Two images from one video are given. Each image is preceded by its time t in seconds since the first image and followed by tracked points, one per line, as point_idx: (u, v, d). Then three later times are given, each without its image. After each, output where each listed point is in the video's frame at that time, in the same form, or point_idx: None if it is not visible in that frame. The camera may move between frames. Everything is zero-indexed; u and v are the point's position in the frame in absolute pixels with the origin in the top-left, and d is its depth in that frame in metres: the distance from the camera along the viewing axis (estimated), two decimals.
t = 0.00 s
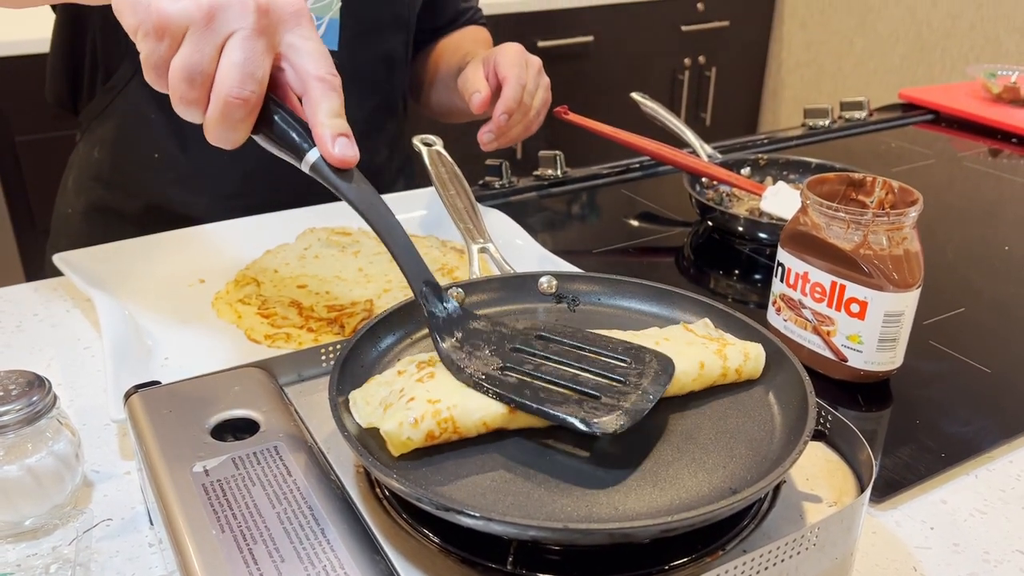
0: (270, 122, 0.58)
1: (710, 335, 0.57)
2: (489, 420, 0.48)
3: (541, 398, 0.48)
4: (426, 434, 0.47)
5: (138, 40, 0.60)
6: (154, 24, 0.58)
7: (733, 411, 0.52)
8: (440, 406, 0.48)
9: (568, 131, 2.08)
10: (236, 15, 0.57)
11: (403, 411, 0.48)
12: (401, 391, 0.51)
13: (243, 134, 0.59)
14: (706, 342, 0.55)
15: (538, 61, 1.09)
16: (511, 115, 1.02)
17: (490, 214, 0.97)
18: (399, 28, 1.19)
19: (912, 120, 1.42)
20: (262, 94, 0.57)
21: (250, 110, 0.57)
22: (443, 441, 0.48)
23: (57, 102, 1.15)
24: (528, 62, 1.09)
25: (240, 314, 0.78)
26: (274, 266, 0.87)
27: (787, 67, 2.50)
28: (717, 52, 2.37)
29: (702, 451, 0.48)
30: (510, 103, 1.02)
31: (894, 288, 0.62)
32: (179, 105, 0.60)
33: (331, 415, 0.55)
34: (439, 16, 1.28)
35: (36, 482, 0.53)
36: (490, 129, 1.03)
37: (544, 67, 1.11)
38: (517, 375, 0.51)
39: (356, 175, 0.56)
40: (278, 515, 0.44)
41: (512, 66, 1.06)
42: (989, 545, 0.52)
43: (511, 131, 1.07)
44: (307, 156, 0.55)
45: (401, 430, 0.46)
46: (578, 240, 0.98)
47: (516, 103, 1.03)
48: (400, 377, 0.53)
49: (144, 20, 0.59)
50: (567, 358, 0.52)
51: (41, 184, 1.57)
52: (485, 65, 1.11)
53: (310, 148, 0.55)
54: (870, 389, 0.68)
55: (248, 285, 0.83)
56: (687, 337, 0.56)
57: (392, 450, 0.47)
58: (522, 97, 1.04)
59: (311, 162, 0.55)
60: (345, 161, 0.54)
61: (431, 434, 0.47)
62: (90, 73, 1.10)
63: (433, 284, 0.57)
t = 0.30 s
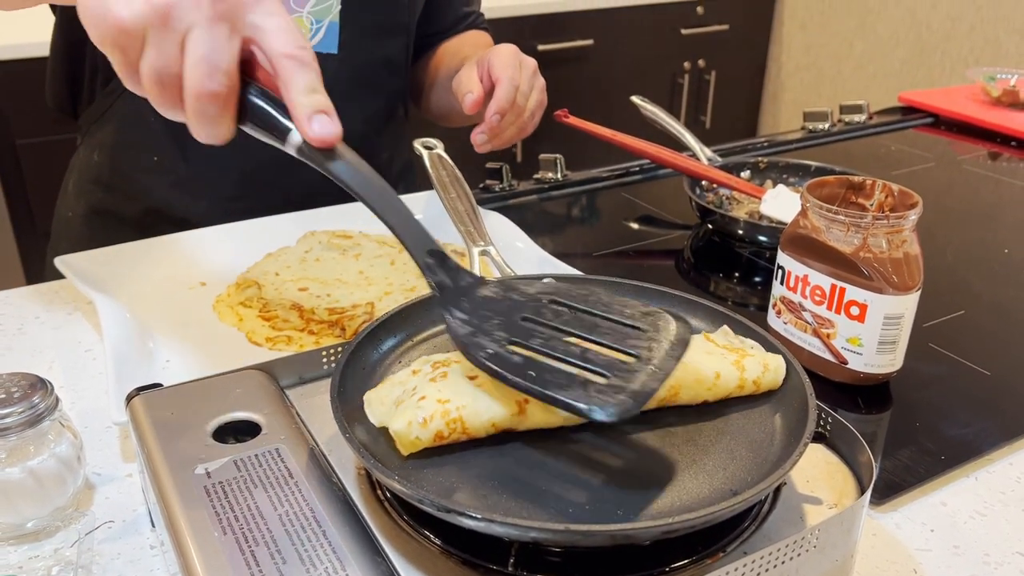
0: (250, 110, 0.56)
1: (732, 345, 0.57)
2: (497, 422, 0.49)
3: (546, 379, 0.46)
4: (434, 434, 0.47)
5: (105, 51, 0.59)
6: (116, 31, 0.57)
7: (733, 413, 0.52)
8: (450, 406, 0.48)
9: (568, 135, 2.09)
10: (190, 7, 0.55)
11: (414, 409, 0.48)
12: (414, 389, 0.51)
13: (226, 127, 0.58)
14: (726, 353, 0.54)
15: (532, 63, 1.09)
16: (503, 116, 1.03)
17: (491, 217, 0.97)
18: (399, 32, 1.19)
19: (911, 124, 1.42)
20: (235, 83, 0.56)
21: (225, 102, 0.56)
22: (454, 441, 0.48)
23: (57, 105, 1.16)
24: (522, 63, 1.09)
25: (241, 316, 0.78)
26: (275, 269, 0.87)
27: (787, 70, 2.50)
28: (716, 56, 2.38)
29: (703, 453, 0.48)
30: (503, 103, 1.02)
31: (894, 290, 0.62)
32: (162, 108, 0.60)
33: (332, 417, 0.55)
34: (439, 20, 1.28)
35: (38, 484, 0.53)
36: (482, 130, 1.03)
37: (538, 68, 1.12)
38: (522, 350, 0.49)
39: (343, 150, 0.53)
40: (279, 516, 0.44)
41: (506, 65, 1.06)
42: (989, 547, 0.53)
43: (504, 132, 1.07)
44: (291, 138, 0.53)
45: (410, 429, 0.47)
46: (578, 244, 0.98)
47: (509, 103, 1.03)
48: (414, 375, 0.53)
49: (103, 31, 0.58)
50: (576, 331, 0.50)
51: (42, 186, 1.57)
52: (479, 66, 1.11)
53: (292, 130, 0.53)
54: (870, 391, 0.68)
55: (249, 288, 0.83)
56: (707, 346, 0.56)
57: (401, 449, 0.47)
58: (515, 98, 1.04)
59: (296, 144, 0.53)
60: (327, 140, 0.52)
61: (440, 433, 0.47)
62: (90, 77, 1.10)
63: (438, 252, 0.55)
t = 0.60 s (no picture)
0: (218, 162, 0.57)
1: (730, 347, 0.57)
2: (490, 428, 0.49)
3: (481, 433, 0.45)
4: (426, 443, 0.47)
5: (87, 90, 0.59)
6: (100, 72, 0.57)
7: (733, 414, 0.52)
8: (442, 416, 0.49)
9: (568, 137, 2.09)
10: (179, 58, 0.55)
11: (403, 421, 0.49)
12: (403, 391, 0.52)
13: (194, 175, 0.58)
14: (721, 354, 0.55)
15: (534, 74, 1.09)
16: (507, 127, 1.03)
17: (491, 220, 0.97)
18: (400, 36, 1.19)
19: (910, 127, 1.43)
20: (210, 137, 0.56)
21: (196, 153, 0.56)
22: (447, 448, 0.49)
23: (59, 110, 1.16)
24: (525, 74, 1.10)
25: (242, 319, 0.78)
26: (276, 271, 0.88)
27: (786, 73, 2.51)
28: (716, 59, 2.39)
29: (702, 454, 0.48)
30: (508, 115, 1.02)
31: (892, 293, 0.63)
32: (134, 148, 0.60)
33: (334, 419, 0.56)
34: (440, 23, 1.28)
35: (41, 485, 0.53)
36: (486, 140, 1.04)
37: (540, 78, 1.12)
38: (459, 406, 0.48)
39: (305, 212, 0.54)
40: (282, 517, 0.44)
41: (508, 79, 1.07)
42: (987, 548, 0.53)
43: (508, 143, 1.08)
44: (254, 194, 0.53)
45: (401, 437, 0.48)
46: (578, 247, 0.98)
47: (514, 115, 1.04)
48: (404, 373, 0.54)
49: (90, 69, 0.58)
50: (515, 386, 0.49)
51: (43, 189, 1.57)
52: (482, 76, 1.12)
53: (256, 186, 0.53)
54: (868, 393, 0.68)
55: (250, 290, 0.83)
56: (704, 348, 0.56)
57: (392, 452, 0.48)
58: (519, 109, 1.05)
59: (259, 200, 0.53)
60: (292, 198, 0.53)
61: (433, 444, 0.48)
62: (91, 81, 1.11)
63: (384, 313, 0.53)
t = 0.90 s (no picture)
0: (299, 121, 0.59)
1: (721, 346, 0.57)
2: (492, 424, 0.49)
3: (578, 388, 0.50)
4: (427, 440, 0.48)
5: (165, 46, 0.60)
6: (182, 27, 0.59)
7: (730, 416, 0.53)
8: (441, 414, 0.49)
9: (567, 141, 2.10)
10: (264, 17, 0.58)
11: (405, 419, 0.49)
12: (404, 398, 0.52)
13: (271, 135, 0.60)
14: (714, 354, 0.55)
15: (531, 74, 1.10)
16: (503, 125, 1.03)
17: (489, 223, 0.98)
18: (398, 40, 1.20)
19: (908, 130, 1.43)
20: (292, 95, 0.58)
21: (280, 110, 0.58)
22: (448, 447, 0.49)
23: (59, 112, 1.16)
24: (521, 73, 1.10)
25: (242, 321, 0.79)
26: (275, 274, 0.88)
27: (784, 77, 2.51)
28: (714, 63, 2.39)
29: (698, 456, 0.48)
30: (502, 114, 1.03)
31: (888, 296, 0.63)
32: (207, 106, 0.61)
33: (332, 421, 0.56)
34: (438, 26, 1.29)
35: (41, 487, 0.53)
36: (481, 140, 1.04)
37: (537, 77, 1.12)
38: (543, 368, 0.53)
39: (384, 172, 0.57)
40: (280, 519, 0.45)
41: (503, 77, 1.07)
42: (983, 549, 0.53)
43: (505, 142, 1.08)
44: (336, 155, 0.56)
45: (402, 437, 0.48)
46: (576, 249, 0.99)
47: (509, 114, 1.04)
48: (406, 380, 0.54)
49: (170, 25, 0.59)
50: (595, 352, 0.54)
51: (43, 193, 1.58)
52: (479, 76, 1.12)
53: (337, 147, 0.56)
54: (865, 395, 0.68)
55: (250, 293, 0.84)
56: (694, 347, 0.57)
57: (394, 453, 0.48)
58: (514, 108, 1.05)
59: (341, 161, 0.56)
60: (376, 158, 0.56)
61: (433, 440, 0.48)
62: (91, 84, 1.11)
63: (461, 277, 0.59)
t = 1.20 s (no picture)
0: (308, 84, 0.66)
1: (721, 348, 0.57)
2: (494, 425, 0.50)
3: (584, 366, 0.49)
4: (431, 442, 0.48)
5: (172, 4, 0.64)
6: None
7: (729, 418, 0.53)
8: (445, 416, 0.49)
9: (566, 143, 2.10)
10: None
11: (409, 421, 0.49)
12: (407, 400, 0.52)
13: (278, 96, 0.65)
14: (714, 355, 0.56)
15: (532, 73, 1.10)
16: (507, 126, 1.03)
17: (490, 225, 0.98)
18: (399, 43, 1.20)
19: (907, 133, 1.43)
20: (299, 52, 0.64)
21: (289, 70, 0.64)
22: (453, 449, 0.49)
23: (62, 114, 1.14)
24: (523, 74, 1.11)
25: (243, 323, 0.79)
26: (276, 277, 0.88)
27: (784, 80, 2.52)
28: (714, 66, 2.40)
29: (698, 457, 0.49)
30: (506, 114, 1.03)
31: (887, 298, 0.63)
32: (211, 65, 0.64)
33: (334, 423, 0.56)
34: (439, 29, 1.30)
35: (43, 489, 0.53)
36: (485, 140, 1.04)
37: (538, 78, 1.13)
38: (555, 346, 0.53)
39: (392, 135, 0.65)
40: (281, 520, 0.45)
41: (507, 78, 1.07)
42: (983, 550, 0.53)
43: (507, 142, 1.08)
44: (347, 120, 0.64)
45: (406, 440, 0.48)
46: (576, 252, 0.99)
47: (512, 114, 1.04)
48: (409, 383, 0.54)
49: None
50: (607, 325, 0.53)
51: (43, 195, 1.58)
52: (481, 78, 1.12)
53: (350, 112, 0.64)
54: (865, 397, 0.69)
55: (251, 295, 0.84)
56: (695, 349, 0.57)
57: (398, 457, 0.48)
58: (517, 109, 1.05)
59: (352, 125, 0.64)
60: (385, 121, 0.63)
61: (438, 442, 0.48)
62: (93, 87, 1.10)
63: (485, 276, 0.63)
